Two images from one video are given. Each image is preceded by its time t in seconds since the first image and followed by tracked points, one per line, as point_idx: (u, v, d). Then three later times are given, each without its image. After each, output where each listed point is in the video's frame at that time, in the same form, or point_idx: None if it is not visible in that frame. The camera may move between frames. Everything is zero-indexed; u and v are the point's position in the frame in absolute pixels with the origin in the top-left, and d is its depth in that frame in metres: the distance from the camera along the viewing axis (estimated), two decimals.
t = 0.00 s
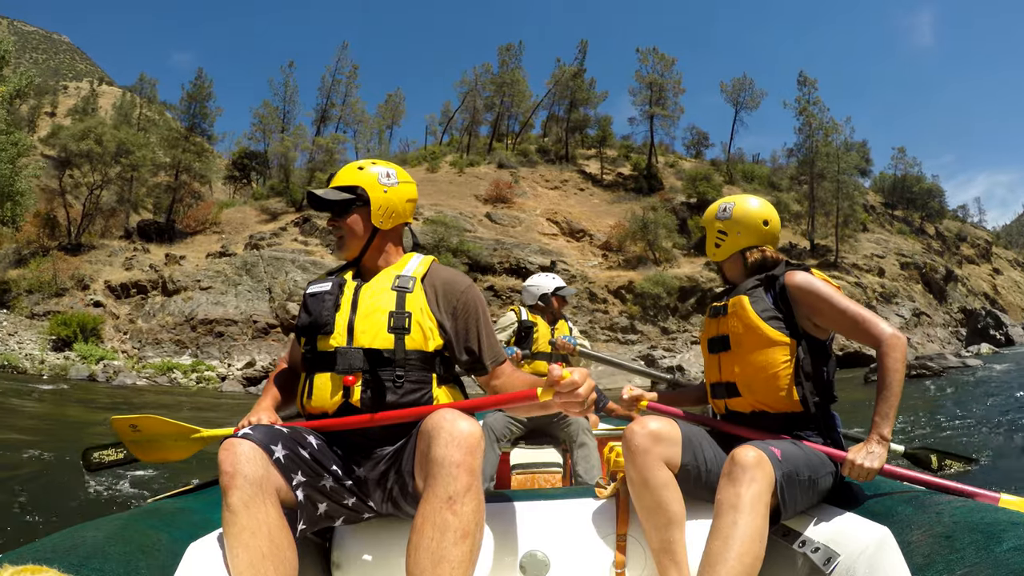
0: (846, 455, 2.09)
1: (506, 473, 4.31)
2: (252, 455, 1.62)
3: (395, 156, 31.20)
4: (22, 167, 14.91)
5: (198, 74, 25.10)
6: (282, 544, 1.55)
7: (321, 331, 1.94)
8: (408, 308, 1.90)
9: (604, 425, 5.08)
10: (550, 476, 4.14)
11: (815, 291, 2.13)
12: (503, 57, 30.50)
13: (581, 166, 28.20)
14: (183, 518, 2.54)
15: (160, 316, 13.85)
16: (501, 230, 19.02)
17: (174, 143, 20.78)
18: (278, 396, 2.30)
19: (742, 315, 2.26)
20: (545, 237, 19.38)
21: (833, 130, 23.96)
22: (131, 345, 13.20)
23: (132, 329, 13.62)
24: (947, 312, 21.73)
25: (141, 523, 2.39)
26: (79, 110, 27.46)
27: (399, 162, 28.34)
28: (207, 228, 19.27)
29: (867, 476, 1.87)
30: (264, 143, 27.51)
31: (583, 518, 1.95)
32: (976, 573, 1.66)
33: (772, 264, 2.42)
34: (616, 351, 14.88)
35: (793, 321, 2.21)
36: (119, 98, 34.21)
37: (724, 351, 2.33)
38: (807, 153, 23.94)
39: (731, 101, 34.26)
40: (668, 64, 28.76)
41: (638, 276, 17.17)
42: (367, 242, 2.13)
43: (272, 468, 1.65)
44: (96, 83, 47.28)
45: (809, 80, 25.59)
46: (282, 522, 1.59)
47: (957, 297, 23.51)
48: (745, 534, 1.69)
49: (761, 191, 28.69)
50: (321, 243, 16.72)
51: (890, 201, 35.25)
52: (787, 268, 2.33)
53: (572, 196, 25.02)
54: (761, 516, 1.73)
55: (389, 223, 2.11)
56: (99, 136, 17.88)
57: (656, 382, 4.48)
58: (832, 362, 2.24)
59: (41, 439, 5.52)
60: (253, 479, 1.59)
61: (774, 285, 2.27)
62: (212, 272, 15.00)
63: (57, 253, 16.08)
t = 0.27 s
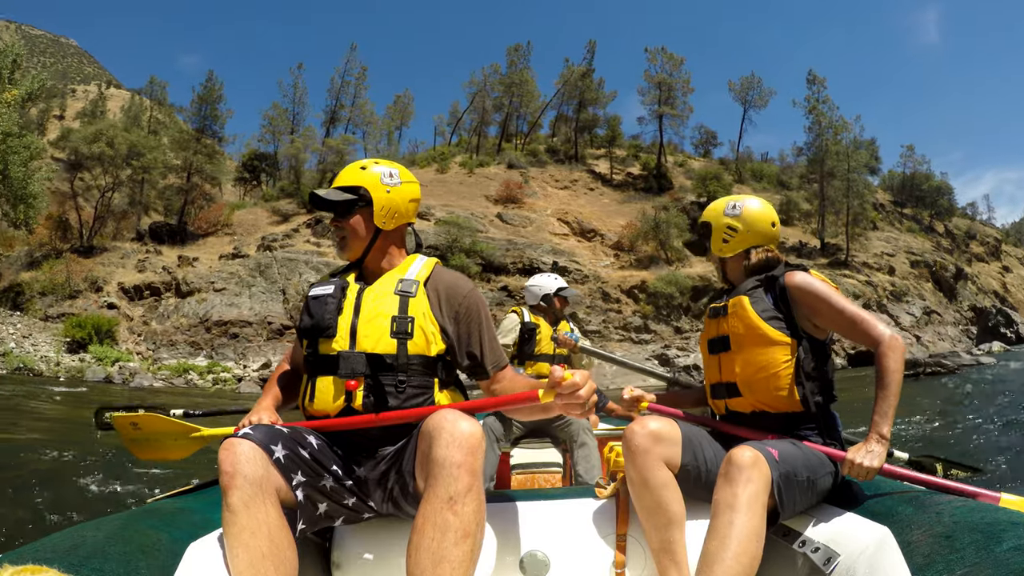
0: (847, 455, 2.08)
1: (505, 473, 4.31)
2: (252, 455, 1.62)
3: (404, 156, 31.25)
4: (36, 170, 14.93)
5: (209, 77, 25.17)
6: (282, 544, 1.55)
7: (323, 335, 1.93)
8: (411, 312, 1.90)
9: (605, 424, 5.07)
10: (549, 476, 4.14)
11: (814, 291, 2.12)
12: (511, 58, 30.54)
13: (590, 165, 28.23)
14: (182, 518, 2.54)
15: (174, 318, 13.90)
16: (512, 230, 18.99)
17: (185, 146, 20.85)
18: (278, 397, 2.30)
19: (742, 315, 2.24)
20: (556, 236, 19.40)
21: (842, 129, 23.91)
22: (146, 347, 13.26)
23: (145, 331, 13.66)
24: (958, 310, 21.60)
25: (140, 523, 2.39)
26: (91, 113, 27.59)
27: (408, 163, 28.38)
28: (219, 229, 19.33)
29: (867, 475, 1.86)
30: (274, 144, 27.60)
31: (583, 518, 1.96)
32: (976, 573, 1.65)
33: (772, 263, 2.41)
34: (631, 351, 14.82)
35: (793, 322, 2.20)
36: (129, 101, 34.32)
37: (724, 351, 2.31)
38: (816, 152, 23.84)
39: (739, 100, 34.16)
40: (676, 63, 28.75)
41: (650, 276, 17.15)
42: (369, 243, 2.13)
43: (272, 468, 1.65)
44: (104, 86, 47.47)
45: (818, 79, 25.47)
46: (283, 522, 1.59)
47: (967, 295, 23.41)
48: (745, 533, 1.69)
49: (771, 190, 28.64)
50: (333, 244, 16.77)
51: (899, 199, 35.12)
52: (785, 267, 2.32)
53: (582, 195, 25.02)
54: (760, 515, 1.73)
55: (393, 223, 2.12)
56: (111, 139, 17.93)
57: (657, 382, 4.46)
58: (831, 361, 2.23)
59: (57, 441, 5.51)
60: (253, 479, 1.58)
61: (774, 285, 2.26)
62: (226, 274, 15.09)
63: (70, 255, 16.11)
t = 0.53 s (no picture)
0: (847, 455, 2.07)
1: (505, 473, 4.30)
2: (250, 455, 1.61)
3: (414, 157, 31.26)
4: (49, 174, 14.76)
5: (219, 80, 25.17)
6: (280, 544, 1.54)
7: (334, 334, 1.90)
8: (423, 313, 1.91)
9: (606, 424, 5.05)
10: (548, 476, 4.13)
11: (817, 293, 2.11)
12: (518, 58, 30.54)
13: (600, 165, 28.23)
14: (182, 519, 2.51)
15: (189, 321, 13.94)
16: (523, 230, 18.89)
17: (196, 149, 20.87)
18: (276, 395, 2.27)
19: (746, 314, 2.21)
20: (567, 236, 19.37)
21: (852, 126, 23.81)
22: (161, 349, 13.29)
23: (160, 333, 13.70)
24: (969, 306, 21.48)
25: (139, 523, 2.35)
26: (102, 117, 27.68)
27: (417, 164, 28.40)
28: (230, 232, 19.35)
29: (867, 473, 1.85)
30: (284, 147, 27.66)
31: (584, 519, 1.95)
32: (977, 573, 1.64)
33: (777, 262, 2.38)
34: (645, 350, 14.65)
35: (797, 323, 2.18)
36: (138, 104, 34.35)
37: (728, 350, 2.28)
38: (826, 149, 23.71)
39: (746, 98, 34.03)
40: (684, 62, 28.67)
41: (663, 275, 17.09)
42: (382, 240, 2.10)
43: (270, 468, 1.64)
44: (110, 91, 47.54)
45: (828, 76, 25.32)
46: (281, 521, 1.58)
47: (978, 292, 23.23)
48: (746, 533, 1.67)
49: (780, 188, 28.54)
50: (346, 246, 16.77)
51: (908, 195, 34.95)
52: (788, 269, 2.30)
53: (592, 195, 24.99)
54: (757, 515, 1.71)
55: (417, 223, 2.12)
56: (122, 143, 17.95)
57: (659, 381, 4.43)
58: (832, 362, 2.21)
59: (72, 444, 5.49)
60: (251, 479, 1.58)
61: (780, 284, 2.23)
62: (239, 276, 15.15)
63: (83, 258, 16.08)
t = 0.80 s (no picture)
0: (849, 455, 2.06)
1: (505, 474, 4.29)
2: (250, 456, 1.61)
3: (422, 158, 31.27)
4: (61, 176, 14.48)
5: (229, 83, 25.18)
6: (281, 546, 1.55)
7: (372, 328, 1.88)
8: (455, 314, 2.02)
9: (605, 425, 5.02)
10: (547, 477, 4.12)
11: (825, 294, 2.10)
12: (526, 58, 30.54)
13: (609, 165, 28.26)
14: (183, 518, 2.48)
15: (203, 322, 13.99)
16: (535, 231, 18.80)
17: (207, 151, 20.92)
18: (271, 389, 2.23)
19: (752, 312, 2.18)
20: (578, 237, 19.33)
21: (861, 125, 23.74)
22: (175, 351, 13.31)
23: (174, 335, 13.74)
24: (979, 304, 21.32)
25: (139, 521, 2.33)
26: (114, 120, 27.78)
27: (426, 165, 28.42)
28: (241, 233, 19.36)
29: (870, 474, 1.84)
30: (293, 149, 27.73)
31: (584, 518, 1.95)
32: (976, 573, 1.64)
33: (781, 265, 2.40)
34: (659, 350, 14.52)
35: (801, 323, 2.17)
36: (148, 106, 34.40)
37: (732, 349, 2.25)
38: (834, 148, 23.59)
39: (754, 97, 33.89)
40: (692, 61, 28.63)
41: (676, 275, 17.02)
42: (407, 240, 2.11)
43: (271, 467, 1.65)
44: (118, 94, 47.67)
45: (836, 75, 25.17)
46: (281, 522, 1.59)
47: (988, 290, 23.04)
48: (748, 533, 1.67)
49: (789, 188, 28.45)
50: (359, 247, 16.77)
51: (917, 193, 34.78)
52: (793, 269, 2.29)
53: (602, 196, 24.97)
54: (757, 516, 1.70)
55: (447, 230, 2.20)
56: (133, 146, 17.96)
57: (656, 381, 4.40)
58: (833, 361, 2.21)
59: (88, 446, 5.49)
60: (252, 479, 1.58)
61: (787, 285, 2.21)
62: (252, 278, 15.20)
63: (95, 261, 16.10)
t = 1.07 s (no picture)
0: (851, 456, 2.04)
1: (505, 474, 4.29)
2: (251, 455, 1.62)
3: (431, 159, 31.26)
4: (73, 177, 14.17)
5: (240, 85, 25.19)
6: (281, 545, 1.55)
7: (380, 323, 1.89)
8: (461, 310, 2.02)
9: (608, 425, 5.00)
10: (547, 477, 4.11)
11: (830, 295, 2.09)
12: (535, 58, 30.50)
13: (618, 166, 28.22)
14: (183, 518, 2.48)
15: (216, 323, 14.02)
16: (545, 231, 18.71)
17: (218, 152, 20.95)
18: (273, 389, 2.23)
19: (758, 311, 2.17)
20: (589, 237, 19.29)
21: (872, 124, 23.63)
22: (189, 352, 13.31)
23: (188, 336, 13.76)
24: (989, 303, 21.21)
25: (140, 521, 2.33)
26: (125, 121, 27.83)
27: (435, 166, 28.41)
28: (252, 234, 19.38)
29: (872, 475, 1.83)
30: (302, 150, 27.77)
31: (583, 518, 1.95)
32: (976, 573, 1.63)
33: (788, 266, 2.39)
34: (671, 350, 14.44)
35: (806, 324, 2.16)
36: (157, 107, 34.41)
37: (737, 347, 2.23)
38: (843, 147, 23.49)
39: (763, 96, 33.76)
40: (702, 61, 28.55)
41: (688, 275, 16.97)
42: (413, 241, 2.11)
43: (272, 468, 1.66)
44: (125, 96, 47.73)
45: (846, 74, 25.03)
46: (282, 522, 1.59)
47: (999, 290, 22.50)
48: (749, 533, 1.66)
49: (799, 187, 28.34)
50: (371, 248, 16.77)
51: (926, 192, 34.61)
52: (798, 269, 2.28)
53: (611, 196, 24.90)
54: (759, 516, 1.70)
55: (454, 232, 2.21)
56: (145, 148, 17.91)
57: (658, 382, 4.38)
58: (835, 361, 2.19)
59: (106, 445, 5.49)
60: (253, 479, 1.59)
61: (793, 286, 2.20)
62: (265, 279, 15.23)
63: (107, 261, 16.11)
